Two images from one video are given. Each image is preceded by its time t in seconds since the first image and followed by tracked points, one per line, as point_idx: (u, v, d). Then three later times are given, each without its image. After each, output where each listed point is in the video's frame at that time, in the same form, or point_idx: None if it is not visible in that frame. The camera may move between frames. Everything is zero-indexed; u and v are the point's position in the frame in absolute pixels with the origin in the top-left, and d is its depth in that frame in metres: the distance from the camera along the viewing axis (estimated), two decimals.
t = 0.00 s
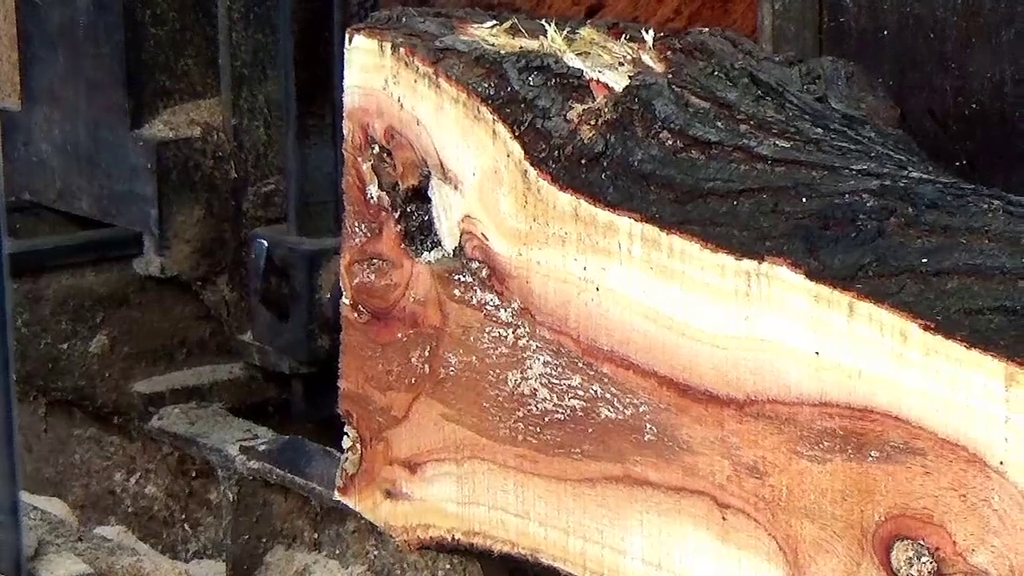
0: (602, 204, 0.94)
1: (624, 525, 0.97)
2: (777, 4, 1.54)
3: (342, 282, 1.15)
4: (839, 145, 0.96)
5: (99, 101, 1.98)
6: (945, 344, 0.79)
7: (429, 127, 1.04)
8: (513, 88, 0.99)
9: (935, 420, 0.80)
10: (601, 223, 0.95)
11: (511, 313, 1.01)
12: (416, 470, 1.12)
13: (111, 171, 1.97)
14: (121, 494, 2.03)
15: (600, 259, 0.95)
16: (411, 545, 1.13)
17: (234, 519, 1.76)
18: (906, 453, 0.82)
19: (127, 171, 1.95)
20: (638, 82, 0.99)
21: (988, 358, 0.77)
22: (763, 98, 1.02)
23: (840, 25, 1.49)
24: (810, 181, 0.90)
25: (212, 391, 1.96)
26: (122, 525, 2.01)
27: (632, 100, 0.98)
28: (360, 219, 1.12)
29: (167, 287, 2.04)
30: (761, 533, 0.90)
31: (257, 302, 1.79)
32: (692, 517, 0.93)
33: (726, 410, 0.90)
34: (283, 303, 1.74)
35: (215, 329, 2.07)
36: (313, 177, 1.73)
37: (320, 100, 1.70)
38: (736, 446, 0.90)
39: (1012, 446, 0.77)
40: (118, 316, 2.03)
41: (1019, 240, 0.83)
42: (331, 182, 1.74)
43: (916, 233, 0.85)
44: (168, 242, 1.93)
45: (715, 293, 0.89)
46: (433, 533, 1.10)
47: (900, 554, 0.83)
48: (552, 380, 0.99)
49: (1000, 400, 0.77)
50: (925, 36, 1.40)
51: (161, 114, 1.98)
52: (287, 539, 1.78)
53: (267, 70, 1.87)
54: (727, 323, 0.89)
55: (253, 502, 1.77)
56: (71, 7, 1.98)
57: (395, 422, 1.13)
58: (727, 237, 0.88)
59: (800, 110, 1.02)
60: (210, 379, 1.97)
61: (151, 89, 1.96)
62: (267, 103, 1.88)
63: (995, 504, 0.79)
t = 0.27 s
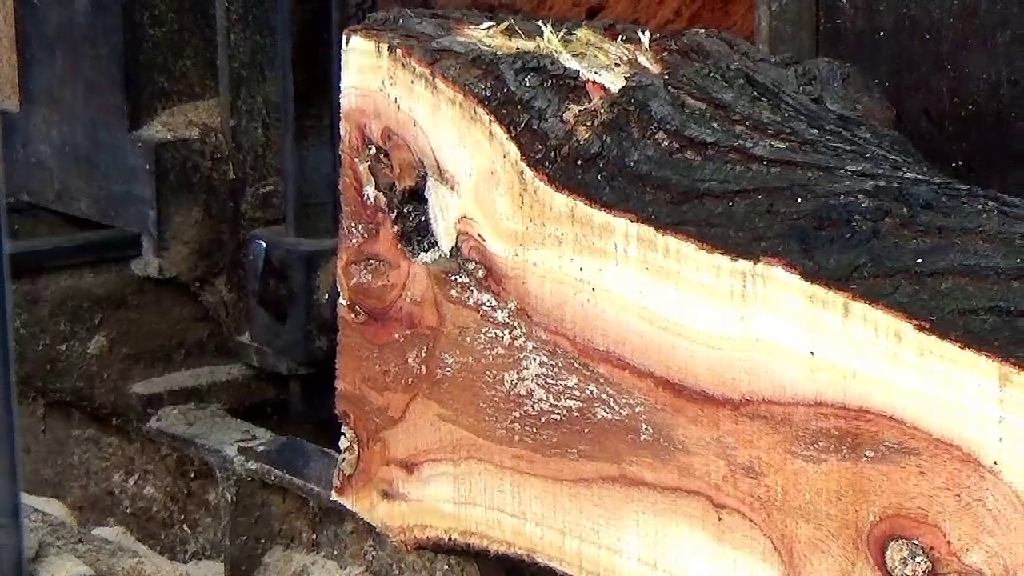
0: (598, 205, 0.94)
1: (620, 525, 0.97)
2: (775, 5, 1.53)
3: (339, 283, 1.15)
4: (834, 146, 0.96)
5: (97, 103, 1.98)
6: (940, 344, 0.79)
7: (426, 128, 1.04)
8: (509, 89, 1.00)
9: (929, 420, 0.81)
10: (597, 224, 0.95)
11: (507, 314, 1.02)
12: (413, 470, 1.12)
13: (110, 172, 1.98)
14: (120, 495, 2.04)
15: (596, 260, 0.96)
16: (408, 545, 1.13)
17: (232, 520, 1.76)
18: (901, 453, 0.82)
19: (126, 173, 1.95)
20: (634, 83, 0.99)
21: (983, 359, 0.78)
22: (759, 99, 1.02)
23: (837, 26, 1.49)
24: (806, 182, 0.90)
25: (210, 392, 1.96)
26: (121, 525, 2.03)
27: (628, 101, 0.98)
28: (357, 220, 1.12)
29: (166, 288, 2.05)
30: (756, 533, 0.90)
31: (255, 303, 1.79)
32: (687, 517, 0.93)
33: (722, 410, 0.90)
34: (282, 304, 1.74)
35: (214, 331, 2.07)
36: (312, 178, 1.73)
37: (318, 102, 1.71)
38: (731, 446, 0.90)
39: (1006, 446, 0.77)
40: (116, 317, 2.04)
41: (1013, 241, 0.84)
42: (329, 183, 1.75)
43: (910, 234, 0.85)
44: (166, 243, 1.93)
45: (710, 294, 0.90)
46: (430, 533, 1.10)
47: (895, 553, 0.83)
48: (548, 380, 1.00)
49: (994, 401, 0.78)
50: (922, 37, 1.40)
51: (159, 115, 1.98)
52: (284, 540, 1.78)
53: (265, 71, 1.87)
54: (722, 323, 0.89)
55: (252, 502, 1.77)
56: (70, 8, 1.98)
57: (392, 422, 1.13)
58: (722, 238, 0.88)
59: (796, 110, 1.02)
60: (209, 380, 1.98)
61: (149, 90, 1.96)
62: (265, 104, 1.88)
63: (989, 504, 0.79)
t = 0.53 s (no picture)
0: (585, 206, 0.94)
1: (607, 524, 0.98)
2: (766, 7, 1.49)
3: (331, 283, 1.16)
4: (820, 147, 0.97)
5: (94, 105, 1.99)
6: (923, 344, 0.80)
7: (416, 129, 1.05)
8: (498, 90, 1.00)
9: (912, 419, 0.81)
10: (584, 224, 0.95)
11: (496, 314, 1.02)
12: (403, 469, 1.12)
13: (107, 174, 1.99)
14: (117, 495, 2.04)
15: (584, 260, 0.96)
16: (398, 543, 1.14)
17: (227, 520, 1.76)
18: (884, 452, 0.83)
19: (123, 175, 1.96)
20: (622, 85, 1.00)
21: (966, 358, 0.78)
22: (745, 100, 1.03)
23: (828, 30, 1.46)
24: (791, 182, 0.91)
25: (206, 392, 1.97)
26: (118, 525, 2.02)
27: (616, 102, 0.99)
28: (348, 221, 1.12)
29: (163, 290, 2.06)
30: (741, 531, 0.90)
31: (250, 304, 1.80)
32: (672, 515, 0.94)
33: (708, 410, 0.91)
34: (277, 305, 1.74)
35: (211, 332, 2.07)
36: (307, 179, 1.74)
37: (313, 104, 1.72)
38: (717, 445, 0.91)
39: (987, 445, 0.78)
40: (113, 318, 2.04)
41: (996, 241, 0.84)
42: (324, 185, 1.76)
43: (894, 234, 0.86)
44: (162, 244, 1.94)
45: (696, 294, 0.90)
46: (420, 531, 1.11)
47: (877, 551, 0.84)
48: (537, 380, 1.00)
49: (976, 400, 0.78)
50: (910, 40, 1.37)
51: (156, 117, 1.98)
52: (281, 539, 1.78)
53: (261, 74, 1.86)
54: (709, 323, 0.90)
55: (247, 502, 1.78)
56: (67, 10, 1.99)
57: (383, 422, 1.13)
58: (708, 238, 0.89)
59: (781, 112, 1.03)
60: (205, 380, 1.99)
61: (146, 92, 1.97)
62: (260, 106, 1.88)
63: (970, 502, 0.80)
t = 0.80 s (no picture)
0: (560, 202, 0.96)
1: (582, 515, 0.99)
2: (749, 8, 1.54)
3: (313, 279, 1.17)
4: (791, 144, 0.98)
5: (89, 105, 2.01)
6: (886, 338, 0.81)
7: (396, 128, 1.06)
8: (475, 90, 1.02)
9: (876, 411, 0.83)
10: (559, 221, 0.97)
11: (474, 309, 1.04)
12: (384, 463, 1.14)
13: (101, 173, 2.01)
14: (111, 492, 2.06)
15: (559, 256, 0.98)
16: (379, 535, 1.15)
17: (219, 517, 1.79)
18: (849, 444, 0.85)
19: (116, 174, 1.98)
20: (597, 85, 1.03)
21: (928, 352, 0.80)
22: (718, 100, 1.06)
23: (806, 30, 1.51)
24: (761, 180, 0.93)
25: (199, 390, 1.98)
26: (112, 522, 2.06)
27: (591, 101, 1.01)
28: (329, 218, 1.14)
29: (156, 288, 2.07)
30: (711, 522, 0.92)
31: (242, 302, 1.81)
32: (644, 507, 0.96)
33: (678, 403, 0.93)
34: (268, 303, 1.76)
35: (203, 330, 2.09)
36: (298, 178, 1.75)
37: (303, 104, 1.74)
38: (688, 438, 0.92)
39: (949, 436, 0.80)
40: (107, 316, 2.06)
41: (958, 237, 0.86)
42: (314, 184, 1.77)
43: (860, 230, 0.87)
44: (155, 243, 1.96)
45: (668, 289, 0.92)
46: (399, 523, 1.13)
47: (842, 540, 0.86)
48: (513, 374, 1.02)
49: (937, 392, 0.80)
50: (887, 40, 1.42)
51: (150, 117, 2.00)
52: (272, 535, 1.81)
53: (254, 74, 1.86)
54: (680, 318, 0.91)
55: (239, 499, 1.80)
56: (63, 11, 2.02)
57: (364, 416, 1.15)
58: (679, 234, 0.90)
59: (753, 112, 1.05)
60: (198, 379, 1.99)
61: (140, 92, 1.99)
62: (253, 106, 1.88)
63: (932, 492, 0.81)
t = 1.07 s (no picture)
0: (533, 196, 0.98)
1: (554, 503, 1.02)
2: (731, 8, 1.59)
3: (295, 272, 1.19)
4: (758, 139, 1.00)
5: (87, 104, 2.04)
6: (845, 328, 0.83)
7: (375, 124, 1.08)
8: (453, 86, 1.03)
9: (836, 399, 0.85)
10: (532, 215, 0.98)
11: (450, 301, 1.06)
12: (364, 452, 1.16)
13: (98, 171, 2.03)
14: (110, 487, 2.09)
15: (531, 249, 0.99)
16: (360, 523, 1.17)
17: (215, 511, 1.83)
18: (811, 431, 0.87)
19: (114, 171, 2.00)
20: (570, 80, 1.05)
21: (885, 341, 0.81)
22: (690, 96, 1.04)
23: (784, 29, 1.52)
24: (728, 173, 0.95)
25: (196, 386, 2.01)
26: (111, 516, 2.09)
27: (564, 97, 1.04)
28: (311, 213, 1.16)
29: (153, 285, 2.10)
30: (678, 509, 0.94)
31: (238, 299, 1.84)
32: (615, 495, 0.98)
33: (647, 392, 0.95)
34: (263, 299, 1.79)
35: (201, 326, 2.12)
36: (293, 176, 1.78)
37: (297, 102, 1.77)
38: (656, 427, 0.95)
39: (905, 423, 0.82)
40: (105, 312, 2.09)
41: (919, 229, 0.88)
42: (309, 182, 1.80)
43: (823, 223, 0.89)
44: (152, 240, 1.98)
45: (636, 281, 0.93)
46: (379, 512, 1.15)
47: (805, 525, 0.88)
48: (489, 364, 1.04)
49: (895, 380, 0.82)
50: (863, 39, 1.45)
51: (147, 116, 2.03)
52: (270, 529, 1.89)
53: (250, 74, 1.89)
54: (648, 309, 0.93)
55: (234, 493, 1.84)
56: (61, 11, 2.04)
57: (345, 406, 1.17)
58: (647, 227, 0.92)
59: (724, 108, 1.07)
60: (195, 375, 2.02)
61: (138, 91, 2.01)
62: (249, 105, 1.91)
63: (890, 478, 0.83)
